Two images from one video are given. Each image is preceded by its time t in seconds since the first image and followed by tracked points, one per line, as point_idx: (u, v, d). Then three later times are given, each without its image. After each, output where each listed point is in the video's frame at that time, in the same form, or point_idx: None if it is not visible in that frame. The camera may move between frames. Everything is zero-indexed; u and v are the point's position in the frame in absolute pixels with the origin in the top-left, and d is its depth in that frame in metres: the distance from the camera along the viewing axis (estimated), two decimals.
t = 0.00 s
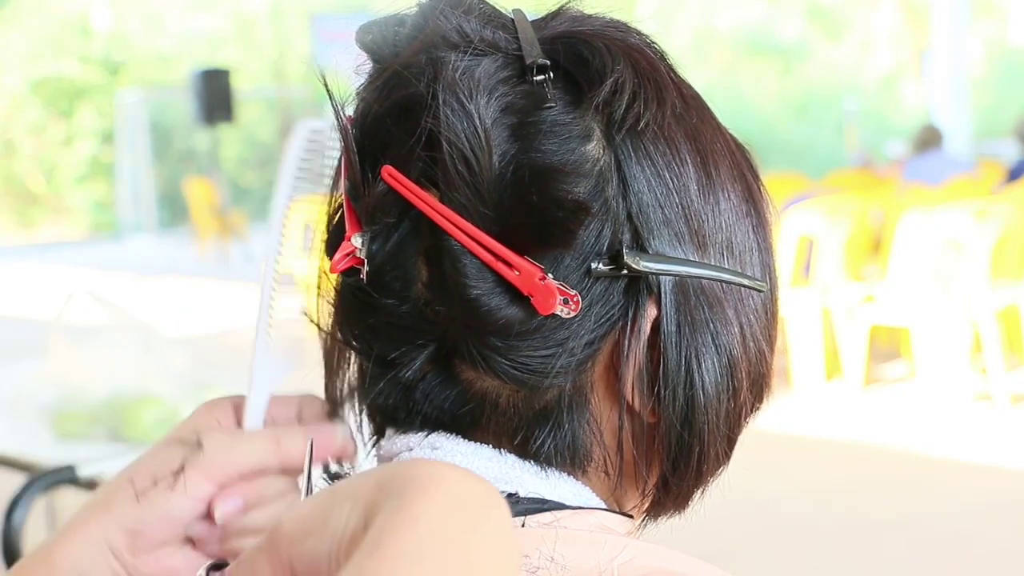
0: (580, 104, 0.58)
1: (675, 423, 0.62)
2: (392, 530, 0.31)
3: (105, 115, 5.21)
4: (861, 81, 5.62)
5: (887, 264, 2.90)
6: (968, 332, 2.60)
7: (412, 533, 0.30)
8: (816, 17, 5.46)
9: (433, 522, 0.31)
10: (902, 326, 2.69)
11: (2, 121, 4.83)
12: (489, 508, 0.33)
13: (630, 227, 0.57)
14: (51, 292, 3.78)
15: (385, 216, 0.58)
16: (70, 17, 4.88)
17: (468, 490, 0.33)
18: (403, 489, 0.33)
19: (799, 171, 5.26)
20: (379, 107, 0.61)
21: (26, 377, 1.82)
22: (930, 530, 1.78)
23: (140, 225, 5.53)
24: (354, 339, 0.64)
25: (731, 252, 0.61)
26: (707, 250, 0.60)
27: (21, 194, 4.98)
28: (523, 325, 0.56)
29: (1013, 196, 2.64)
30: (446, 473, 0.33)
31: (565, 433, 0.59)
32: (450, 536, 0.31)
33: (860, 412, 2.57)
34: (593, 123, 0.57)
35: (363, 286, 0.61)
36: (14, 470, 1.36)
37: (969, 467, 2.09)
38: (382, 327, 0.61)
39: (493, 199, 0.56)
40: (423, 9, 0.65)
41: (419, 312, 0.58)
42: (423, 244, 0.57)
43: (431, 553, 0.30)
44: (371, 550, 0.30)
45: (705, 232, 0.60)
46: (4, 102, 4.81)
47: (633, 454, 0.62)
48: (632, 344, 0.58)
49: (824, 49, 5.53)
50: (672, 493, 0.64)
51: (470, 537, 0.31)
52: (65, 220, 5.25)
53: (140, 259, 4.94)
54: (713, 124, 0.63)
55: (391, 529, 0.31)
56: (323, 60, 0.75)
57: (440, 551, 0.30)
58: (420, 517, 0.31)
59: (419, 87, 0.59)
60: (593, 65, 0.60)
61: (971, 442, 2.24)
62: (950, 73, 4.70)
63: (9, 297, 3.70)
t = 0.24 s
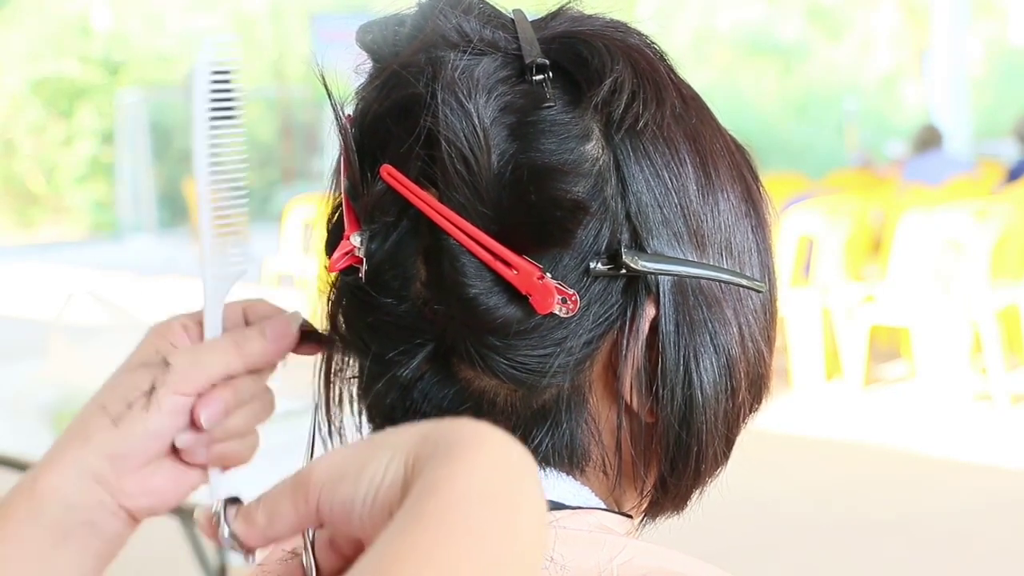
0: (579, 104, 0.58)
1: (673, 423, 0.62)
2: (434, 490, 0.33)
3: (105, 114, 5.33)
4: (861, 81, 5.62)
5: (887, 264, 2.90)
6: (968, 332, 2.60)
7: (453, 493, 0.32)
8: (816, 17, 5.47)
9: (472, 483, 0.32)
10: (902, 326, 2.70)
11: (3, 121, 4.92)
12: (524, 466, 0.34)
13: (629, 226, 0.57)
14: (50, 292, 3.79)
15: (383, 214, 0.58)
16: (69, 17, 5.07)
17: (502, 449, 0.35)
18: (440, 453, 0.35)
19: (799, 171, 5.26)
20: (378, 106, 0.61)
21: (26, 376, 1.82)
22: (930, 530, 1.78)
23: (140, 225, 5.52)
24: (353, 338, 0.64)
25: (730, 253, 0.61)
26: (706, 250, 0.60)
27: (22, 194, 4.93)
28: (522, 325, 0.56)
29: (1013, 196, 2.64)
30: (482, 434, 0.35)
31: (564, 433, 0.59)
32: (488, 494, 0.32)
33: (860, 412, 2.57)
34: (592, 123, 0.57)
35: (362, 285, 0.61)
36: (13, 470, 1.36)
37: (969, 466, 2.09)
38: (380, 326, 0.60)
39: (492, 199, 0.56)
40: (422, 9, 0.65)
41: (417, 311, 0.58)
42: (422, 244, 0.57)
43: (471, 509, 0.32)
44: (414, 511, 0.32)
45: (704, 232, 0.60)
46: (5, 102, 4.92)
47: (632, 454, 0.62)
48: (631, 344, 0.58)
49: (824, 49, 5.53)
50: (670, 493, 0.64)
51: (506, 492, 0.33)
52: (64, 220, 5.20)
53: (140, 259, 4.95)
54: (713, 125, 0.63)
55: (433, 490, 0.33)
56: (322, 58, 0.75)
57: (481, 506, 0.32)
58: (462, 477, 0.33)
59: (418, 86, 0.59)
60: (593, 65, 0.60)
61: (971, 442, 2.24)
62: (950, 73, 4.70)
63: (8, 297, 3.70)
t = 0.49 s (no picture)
0: (580, 103, 0.57)
1: (673, 423, 0.62)
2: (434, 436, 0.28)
3: (105, 115, 5.16)
4: (861, 81, 5.63)
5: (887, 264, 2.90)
6: (968, 332, 2.60)
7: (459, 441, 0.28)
8: (817, 18, 5.47)
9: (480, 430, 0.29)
10: (902, 326, 2.70)
11: (3, 121, 4.71)
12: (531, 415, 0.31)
13: (630, 226, 0.57)
14: (51, 292, 3.79)
15: (385, 213, 0.58)
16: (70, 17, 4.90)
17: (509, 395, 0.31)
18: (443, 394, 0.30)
19: (799, 171, 5.27)
20: (380, 105, 0.61)
21: (26, 377, 1.82)
22: (930, 530, 1.78)
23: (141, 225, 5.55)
24: (354, 337, 0.64)
25: (731, 253, 0.61)
26: (707, 250, 0.60)
27: (21, 194, 4.85)
28: (523, 323, 0.56)
29: (1013, 197, 2.64)
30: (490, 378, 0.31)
31: (564, 432, 0.59)
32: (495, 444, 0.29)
33: (860, 412, 2.56)
34: (593, 122, 0.57)
35: (363, 284, 0.61)
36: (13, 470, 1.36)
37: (969, 466, 2.09)
38: (382, 324, 0.60)
39: (494, 198, 0.56)
40: (424, 8, 0.65)
41: (418, 310, 0.58)
42: (423, 242, 0.57)
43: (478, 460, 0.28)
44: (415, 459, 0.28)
45: (704, 232, 0.60)
46: (4, 102, 4.72)
47: (632, 454, 0.62)
48: (632, 344, 0.58)
49: (824, 49, 5.55)
50: (671, 493, 0.65)
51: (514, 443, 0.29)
52: (65, 221, 5.34)
53: (140, 260, 4.96)
54: (713, 125, 0.63)
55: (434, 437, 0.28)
56: (323, 58, 0.75)
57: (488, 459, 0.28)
58: (468, 423, 0.29)
59: (419, 85, 0.59)
60: (594, 64, 0.60)
61: (971, 442, 2.24)
62: (950, 73, 4.71)
63: (8, 297, 3.70)
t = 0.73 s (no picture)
0: (580, 103, 0.57)
1: (674, 424, 0.62)
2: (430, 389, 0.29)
3: (105, 114, 5.22)
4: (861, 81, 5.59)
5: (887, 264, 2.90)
6: (968, 333, 2.59)
7: (452, 393, 0.28)
8: (816, 17, 5.50)
9: (474, 379, 0.29)
10: (902, 326, 2.70)
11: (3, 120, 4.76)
12: (528, 369, 0.31)
13: (630, 226, 0.57)
14: (51, 292, 3.79)
15: (386, 213, 0.58)
16: (70, 17, 5.03)
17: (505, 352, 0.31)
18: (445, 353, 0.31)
19: (799, 171, 5.26)
20: (380, 105, 0.61)
21: (26, 377, 1.82)
22: (930, 530, 1.78)
23: (141, 225, 5.58)
24: (354, 338, 0.64)
25: (731, 253, 0.61)
26: (707, 251, 0.60)
27: (22, 194, 4.87)
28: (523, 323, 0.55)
29: (1013, 197, 2.64)
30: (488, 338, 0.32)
31: (565, 432, 0.59)
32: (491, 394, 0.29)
33: (860, 412, 2.56)
34: (593, 122, 0.57)
35: (363, 284, 0.61)
36: (13, 470, 1.36)
37: (969, 466, 2.09)
38: (382, 325, 0.61)
39: (494, 198, 0.55)
40: (424, 8, 0.65)
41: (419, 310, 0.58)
42: (424, 242, 0.57)
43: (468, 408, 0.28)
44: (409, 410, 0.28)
45: (705, 232, 0.60)
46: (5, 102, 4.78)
47: (633, 454, 0.62)
48: (632, 344, 0.58)
49: (824, 49, 5.55)
50: (671, 493, 0.65)
51: (507, 394, 0.29)
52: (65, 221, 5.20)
53: (139, 260, 4.97)
54: (714, 125, 0.63)
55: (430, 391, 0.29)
56: (323, 57, 0.75)
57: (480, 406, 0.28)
58: (463, 374, 0.29)
59: (419, 85, 0.59)
60: (594, 65, 0.60)
61: (971, 442, 2.24)
62: (949, 73, 4.71)
63: (8, 297, 3.70)
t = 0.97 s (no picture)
0: (583, 103, 0.58)
1: (675, 424, 0.62)
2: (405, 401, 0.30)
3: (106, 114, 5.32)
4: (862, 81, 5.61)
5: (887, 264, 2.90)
6: (968, 333, 2.60)
7: (426, 399, 0.29)
8: (816, 17, 5.50)
9: (453, 384, 0.30)
10: (902, 326, 2.70)
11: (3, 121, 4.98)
12: (510, 375, 0.32)
13: (632, 227, 0.57)
14: (51, 292, 3.79)
15: (387, 212, 0.58)
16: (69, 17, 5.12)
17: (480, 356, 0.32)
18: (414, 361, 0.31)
19: (799, 171, 5.26)
20: (383, 104, 0.61)
21: (25, 377, 1.82)
22: (930, 530, 1.78)
23: (141, 225, 5.50)
24: (355, 335, 0.65)
25: (733, 254, 0.61)
26: (709, 251, 0.60)
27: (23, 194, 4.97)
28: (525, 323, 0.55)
29: (1013, 196, 2.64)
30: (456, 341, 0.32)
31: (565, 432, 0.59)
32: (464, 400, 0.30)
33: (860, 412, 2.56)
34: (597, 122, 0.57)
35: (364, 282, 0.61)
36: (12, 470, 1.36)
37: (969, 466, 2.09)
38: (382, 323, 0.61)
39: (496, 197, 0.55)
40: (428, 7, 0.65)
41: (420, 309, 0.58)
42: (426, 241, 0.57)
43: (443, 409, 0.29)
44: (387, 422, 0.29)
45: (707, 233, 0.60)
46: (4, 102, 4.98)
47: (633, 454, 0.62)
48: (633, 345, 0.58)
49: (824, 49, 5.56)
50: (672, 494, 0.64)
51: (479, 390, 0.30)
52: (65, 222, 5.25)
53: (139, 260, 4.97)
54: (717, 126, 0.63)
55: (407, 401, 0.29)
56: (324, 57, 0.75)
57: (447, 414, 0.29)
58: (435, 380, 0.30)
59: (422, 83, 0.59)
60: (597, 65, 0.60)
61: (971, 442, 2.24)
62: (949, 73, 4.70)
63: (9, 297, 3.71)
